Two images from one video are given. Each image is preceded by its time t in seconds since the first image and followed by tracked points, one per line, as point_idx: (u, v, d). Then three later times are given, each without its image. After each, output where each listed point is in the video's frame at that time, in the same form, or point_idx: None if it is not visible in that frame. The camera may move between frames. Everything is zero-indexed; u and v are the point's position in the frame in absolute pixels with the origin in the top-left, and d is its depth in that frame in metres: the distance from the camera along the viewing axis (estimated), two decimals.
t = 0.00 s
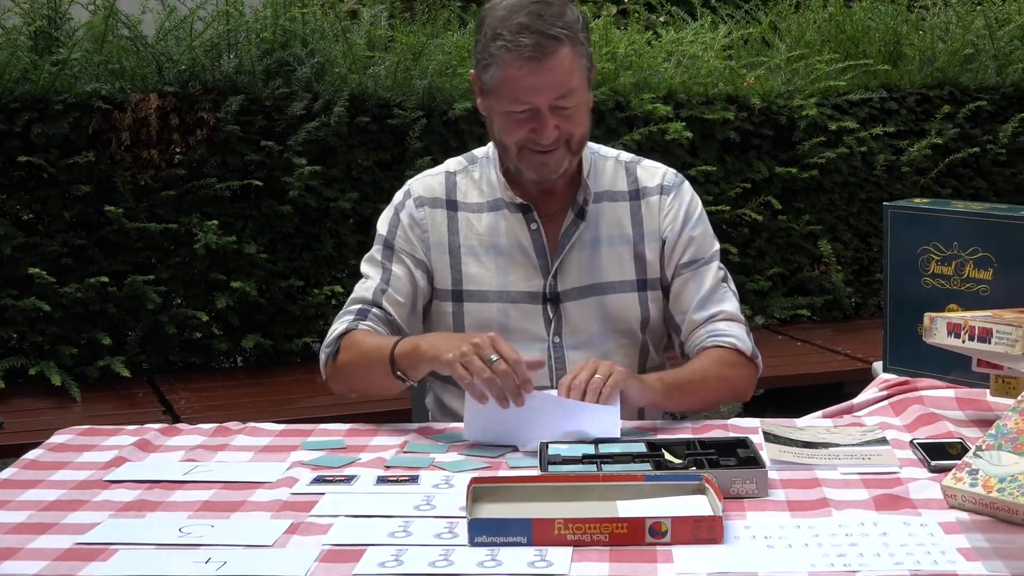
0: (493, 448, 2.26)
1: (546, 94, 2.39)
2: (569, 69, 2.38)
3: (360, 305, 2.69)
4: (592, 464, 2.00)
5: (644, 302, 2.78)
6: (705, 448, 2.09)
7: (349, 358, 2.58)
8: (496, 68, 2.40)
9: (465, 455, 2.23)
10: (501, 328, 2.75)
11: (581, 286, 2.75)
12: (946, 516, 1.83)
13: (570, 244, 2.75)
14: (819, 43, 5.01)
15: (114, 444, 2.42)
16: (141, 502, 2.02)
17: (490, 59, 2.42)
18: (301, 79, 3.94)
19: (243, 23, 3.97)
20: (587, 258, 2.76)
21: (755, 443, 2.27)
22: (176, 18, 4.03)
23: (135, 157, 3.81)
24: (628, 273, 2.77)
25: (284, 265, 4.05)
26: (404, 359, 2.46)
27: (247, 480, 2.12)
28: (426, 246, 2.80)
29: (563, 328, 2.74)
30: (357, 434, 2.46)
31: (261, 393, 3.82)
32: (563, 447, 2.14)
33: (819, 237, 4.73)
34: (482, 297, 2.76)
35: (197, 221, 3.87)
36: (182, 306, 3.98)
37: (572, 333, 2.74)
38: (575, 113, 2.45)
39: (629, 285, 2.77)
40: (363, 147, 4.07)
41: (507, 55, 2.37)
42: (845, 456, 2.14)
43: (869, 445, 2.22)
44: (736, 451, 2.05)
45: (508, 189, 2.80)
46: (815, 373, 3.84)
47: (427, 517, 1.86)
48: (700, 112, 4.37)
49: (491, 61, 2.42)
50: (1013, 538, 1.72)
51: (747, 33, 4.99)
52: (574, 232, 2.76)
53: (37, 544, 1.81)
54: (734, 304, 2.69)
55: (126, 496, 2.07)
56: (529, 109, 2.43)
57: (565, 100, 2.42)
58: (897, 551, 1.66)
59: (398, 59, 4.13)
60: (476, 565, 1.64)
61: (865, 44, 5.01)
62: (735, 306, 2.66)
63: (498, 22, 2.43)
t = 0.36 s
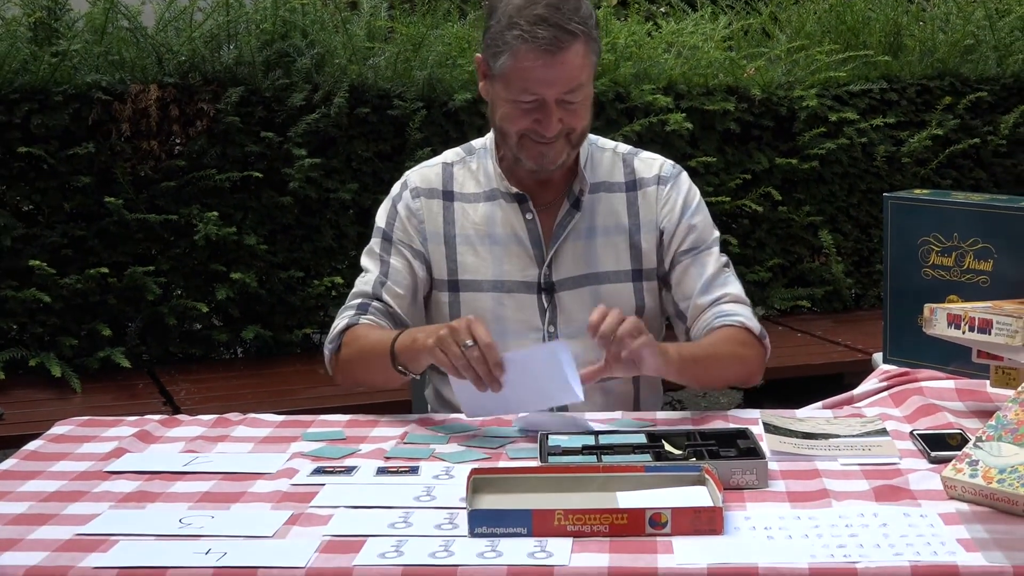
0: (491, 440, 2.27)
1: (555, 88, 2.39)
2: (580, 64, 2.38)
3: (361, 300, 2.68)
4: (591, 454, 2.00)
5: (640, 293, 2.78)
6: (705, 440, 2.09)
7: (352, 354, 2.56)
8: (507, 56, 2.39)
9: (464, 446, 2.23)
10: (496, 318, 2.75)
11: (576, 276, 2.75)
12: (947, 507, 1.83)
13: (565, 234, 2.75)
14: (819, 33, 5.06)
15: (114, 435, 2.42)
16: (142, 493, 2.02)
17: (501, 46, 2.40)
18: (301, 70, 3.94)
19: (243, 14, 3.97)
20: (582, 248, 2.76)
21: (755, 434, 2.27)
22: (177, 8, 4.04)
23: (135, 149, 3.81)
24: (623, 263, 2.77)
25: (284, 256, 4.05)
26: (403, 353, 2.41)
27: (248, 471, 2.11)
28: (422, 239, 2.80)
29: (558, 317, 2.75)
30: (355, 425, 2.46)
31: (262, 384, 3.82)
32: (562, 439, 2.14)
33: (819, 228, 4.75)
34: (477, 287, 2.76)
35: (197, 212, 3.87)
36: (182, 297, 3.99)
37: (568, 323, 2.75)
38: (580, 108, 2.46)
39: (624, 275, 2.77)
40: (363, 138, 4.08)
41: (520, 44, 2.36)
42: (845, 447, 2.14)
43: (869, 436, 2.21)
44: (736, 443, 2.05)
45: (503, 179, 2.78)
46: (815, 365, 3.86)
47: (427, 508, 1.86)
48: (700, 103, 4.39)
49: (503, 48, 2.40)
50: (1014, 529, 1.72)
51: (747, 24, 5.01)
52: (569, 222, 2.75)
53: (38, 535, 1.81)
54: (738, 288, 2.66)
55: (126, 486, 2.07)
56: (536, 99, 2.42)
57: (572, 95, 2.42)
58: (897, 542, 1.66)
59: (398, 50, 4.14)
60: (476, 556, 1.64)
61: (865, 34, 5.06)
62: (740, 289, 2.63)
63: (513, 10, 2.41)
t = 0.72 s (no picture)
0: (491, 431, 2.27)
1: (561, 74, 2.39)
2: (586, 53, 2.39)
3: (379, 300, 2.64)
4: (592, 445, 1.99)
5: (642, 279, 2.79)
6: (705, 430, 2.09)
7: (375, 360, 2.52)
8: (514, 41, 2.38)
9: (465, 437, 2.23)
10: (499, 306, 2.75)
11: (577, 264, 2.75)
12: (946, 497, 1.83)
13: (565, 223, 2.74)
14: (819, 25, 5.06)
15: (115, 426, 2.42)
16: (142, 483, 2.02)
17: (507, 30, 2.40)
18: (300, 60, 3.94)
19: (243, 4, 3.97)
20: (582, 236, 2.76)
21: (755, 425, 2.27)
22: None
23: (135, 139, 3.82)
24: (624, 249, 2.78)
25: (284, 247, 4.06)
26: (425, 366, 2.39)
27: (249, 462, 2.11)
28: (430, 231, 2.78)
29: (560, 306, 2.74)
30: (357, 415, 2.45)
31: (263, 374, 3.83)
32: (562, 429, 2.13)
33: (818, 219, 4.76)
34: (479, 276, 2.75)
35: (197, 203, 3.88)
36: (182, 288, 4.00)
37: (569, 311, 2.74)
38: (583, 97, 2.47)
39: (625, 261, 2.77)
40: (363, 129, 4.08)
41: (528, 29, 2.36)
42: (845, 438, 2.14)
43: (870, 427, 2.21)
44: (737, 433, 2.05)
45: (504, 167, 2.79)
46: (815, 355, 3.87)
47: (427, 498, 1.86)
48: (700, 94, 4.40)
49: (509, 33, 2.40)
50: (1013, 519, 1.72)
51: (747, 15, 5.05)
52: (569, 210, 2.75)
53: (38, 526, 1.81)
54: (735, 241, 2.64)
55: (127, 477, 2.07)
56: (540, 86, 2.42)
57: (577, 83, 2.43)
58: (896, 532, 1.66)
59: (398, 41, 4.13)
60: (476, 546, 1.64)
61: (865, 25, 5.02)
62: (735, 242, 2.61)
63: None
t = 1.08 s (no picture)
0: (492, 426, 2.26)
1: (564, 56, 2.39)
2: (590, 36, 2.38)
3: (378, 289, 2.65)
4: (592, 439, 1.99)
5: (643, 276, 2.78)
6: (705, 425, 2.09)
7: (370, 347, 2.53)
8: (517, 24, 2.39)
9: (463, 432, 2.22)
10: (499, 301, 2.73)
11: (579, 260, 2.74)
12: (947, 492, 1.82)
13: (567, 218, 2.74)
14: (819, 19, 5.10)
15: (115, 421, 2.42)
16: (142, 478, 2.02)
17: (511, 13, 2.40)
18: (300, 55, 3.95)
19: None
20: (584, 231, 2.75)
21: (756, 419, 2.27)
22: None
23: (134, 134, 3.81)
24: (626, 246, 2.77)
25: (284, 241, 4.07)
26: (419, 357, 2.39)
27: (248, 456, 2.11)
28: (431, 222, 2.79)
29: (561, 301, 2.73)
30: (357, 411, 2.45)
31: (263, 369, 3.84)
32: (561, 424, 2.12)
33: (818, 214, 4.77)
34: (480, 270, 2.75)
35: (197, 198, 3.88)
36: (182, 283, 4.00)
37: (570, 306, 2.73)
38: (587, 81, 2.46)
39: (626, 257, 2.76)
40: (363, 124, 4.08)
41: (532, 12, 2.36)
42: (845, 433, 2.14)
43: (870, 421, 2.21)
44: (737, 428, 2.05)
45: (508, 162, 2.78)
46: (815, 350, 3.87)
47: (427, 493, 1.86)
48: (700, 88, 4.40)
49: (513, 16, 2.40)
50: (1012, 513, 1.72)
51: (747, 9, 5.06)
52: (572, 205, 2.75)
53: (38, 520, 1.81)
54: (735, 254, 2.65)
55: (126, 472, 2.07)
56: (544, 68, 2.43)
57: (580, 67, 2.42)
58: (897, 527, 1.65)
59: (398, 35, 4.14)
60: (476, 541, 1.64)
61: (865, 19, 5.07)
62: (735, 255, 2.62)
63: None
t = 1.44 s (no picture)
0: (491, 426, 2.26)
1: (565, 21, 2.50)
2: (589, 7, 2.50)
3: (378, 282, 2.65)
4: (592, 440, 1.99)
5: (642, 279, 2.77)
6: (705, 425, 2.08)
7: (365, 340, 2.54)
8: None
9: (464, 432, 2.22)
10: (499, 301, 2.72)
11: (580, 260, 2.72)
12: (947, 492, 1.82)
13: (568, 218, 2.73)
14: (819, 19, 5.10)
15: (115, 421, 2.42)
16: (142, 479, 2.02)
17: None
18: (300, 55, 3.95)
19: None
20: (585, 232, 2.74)
21: (756, 420, 2.26)
22: None
23: (134, 134, 3.81)
24: (626, 249, 2.76)
25: (284, 242, 4.07)
26: (411, 352, 2.39)
27: (249, 457, 2.11)
28: (433, 218, 2.79)
29: (561, 302, 2.71)
30: (357, 411, 2.45)
31: (263, 370, 3.84)
32: (562, 424, 2.10)
33: (819, 214, 4.77)
34: (481, 268, 2.75)
35: (197, 198, 3.88)
36: (182, 283, 4.00)
37: (570, 307, 2.72)
38: (588, 54, 2.55)
39: (627, 260, 2.76)
40: (363, 124, 4.09)
41: None
42: (845, 433, 2.13)
43: (870, 422, 2.21)
44: (737, 428, 2.05)
45: (510, 161, 2.79)
46: (815, 351, 3.87)
47: (427, 494, 1.86)
48: (700, 88, 4.40)
49: None
50: (1013, 514, 1.72)
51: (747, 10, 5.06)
52: (573, 205, 2.74)
53: (38, 521, 1.81)
54: (732, 271, 2.64)
55: (126, 472, 2.06)
56: (546, 36, 2.53)
57: (580, 35, 2.53)
58: (897, 527, 1.65)
59: (397, 36, 4.14)
60: (476, 541, 1.64)
61: (865, 20, 5.06)
62: (732, 275, 2.62)
63: None
